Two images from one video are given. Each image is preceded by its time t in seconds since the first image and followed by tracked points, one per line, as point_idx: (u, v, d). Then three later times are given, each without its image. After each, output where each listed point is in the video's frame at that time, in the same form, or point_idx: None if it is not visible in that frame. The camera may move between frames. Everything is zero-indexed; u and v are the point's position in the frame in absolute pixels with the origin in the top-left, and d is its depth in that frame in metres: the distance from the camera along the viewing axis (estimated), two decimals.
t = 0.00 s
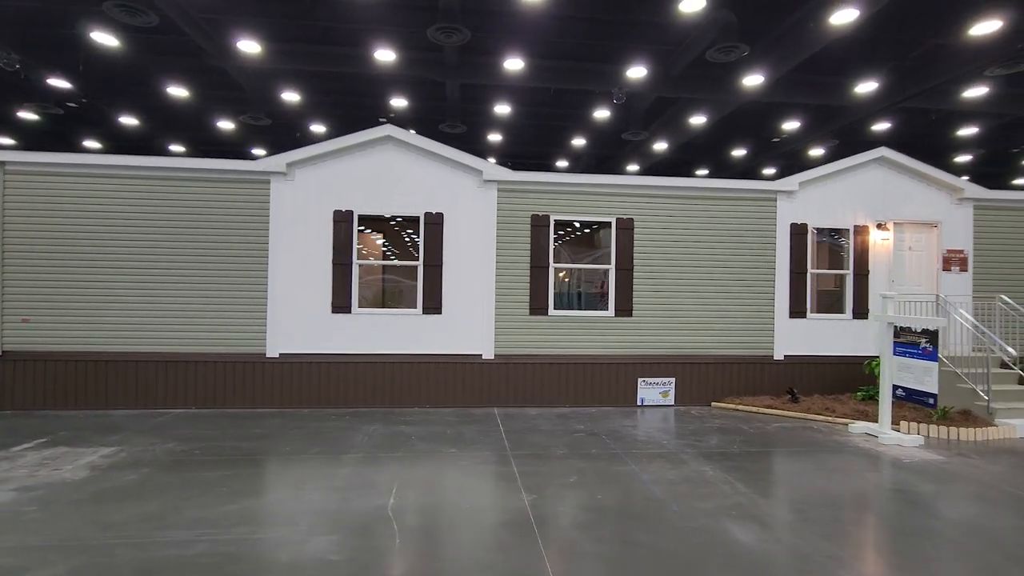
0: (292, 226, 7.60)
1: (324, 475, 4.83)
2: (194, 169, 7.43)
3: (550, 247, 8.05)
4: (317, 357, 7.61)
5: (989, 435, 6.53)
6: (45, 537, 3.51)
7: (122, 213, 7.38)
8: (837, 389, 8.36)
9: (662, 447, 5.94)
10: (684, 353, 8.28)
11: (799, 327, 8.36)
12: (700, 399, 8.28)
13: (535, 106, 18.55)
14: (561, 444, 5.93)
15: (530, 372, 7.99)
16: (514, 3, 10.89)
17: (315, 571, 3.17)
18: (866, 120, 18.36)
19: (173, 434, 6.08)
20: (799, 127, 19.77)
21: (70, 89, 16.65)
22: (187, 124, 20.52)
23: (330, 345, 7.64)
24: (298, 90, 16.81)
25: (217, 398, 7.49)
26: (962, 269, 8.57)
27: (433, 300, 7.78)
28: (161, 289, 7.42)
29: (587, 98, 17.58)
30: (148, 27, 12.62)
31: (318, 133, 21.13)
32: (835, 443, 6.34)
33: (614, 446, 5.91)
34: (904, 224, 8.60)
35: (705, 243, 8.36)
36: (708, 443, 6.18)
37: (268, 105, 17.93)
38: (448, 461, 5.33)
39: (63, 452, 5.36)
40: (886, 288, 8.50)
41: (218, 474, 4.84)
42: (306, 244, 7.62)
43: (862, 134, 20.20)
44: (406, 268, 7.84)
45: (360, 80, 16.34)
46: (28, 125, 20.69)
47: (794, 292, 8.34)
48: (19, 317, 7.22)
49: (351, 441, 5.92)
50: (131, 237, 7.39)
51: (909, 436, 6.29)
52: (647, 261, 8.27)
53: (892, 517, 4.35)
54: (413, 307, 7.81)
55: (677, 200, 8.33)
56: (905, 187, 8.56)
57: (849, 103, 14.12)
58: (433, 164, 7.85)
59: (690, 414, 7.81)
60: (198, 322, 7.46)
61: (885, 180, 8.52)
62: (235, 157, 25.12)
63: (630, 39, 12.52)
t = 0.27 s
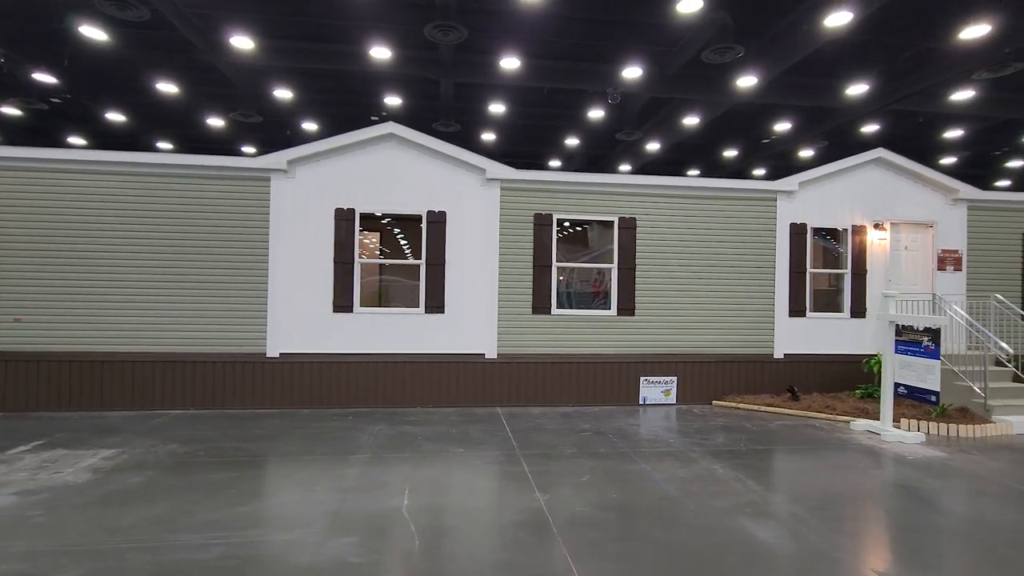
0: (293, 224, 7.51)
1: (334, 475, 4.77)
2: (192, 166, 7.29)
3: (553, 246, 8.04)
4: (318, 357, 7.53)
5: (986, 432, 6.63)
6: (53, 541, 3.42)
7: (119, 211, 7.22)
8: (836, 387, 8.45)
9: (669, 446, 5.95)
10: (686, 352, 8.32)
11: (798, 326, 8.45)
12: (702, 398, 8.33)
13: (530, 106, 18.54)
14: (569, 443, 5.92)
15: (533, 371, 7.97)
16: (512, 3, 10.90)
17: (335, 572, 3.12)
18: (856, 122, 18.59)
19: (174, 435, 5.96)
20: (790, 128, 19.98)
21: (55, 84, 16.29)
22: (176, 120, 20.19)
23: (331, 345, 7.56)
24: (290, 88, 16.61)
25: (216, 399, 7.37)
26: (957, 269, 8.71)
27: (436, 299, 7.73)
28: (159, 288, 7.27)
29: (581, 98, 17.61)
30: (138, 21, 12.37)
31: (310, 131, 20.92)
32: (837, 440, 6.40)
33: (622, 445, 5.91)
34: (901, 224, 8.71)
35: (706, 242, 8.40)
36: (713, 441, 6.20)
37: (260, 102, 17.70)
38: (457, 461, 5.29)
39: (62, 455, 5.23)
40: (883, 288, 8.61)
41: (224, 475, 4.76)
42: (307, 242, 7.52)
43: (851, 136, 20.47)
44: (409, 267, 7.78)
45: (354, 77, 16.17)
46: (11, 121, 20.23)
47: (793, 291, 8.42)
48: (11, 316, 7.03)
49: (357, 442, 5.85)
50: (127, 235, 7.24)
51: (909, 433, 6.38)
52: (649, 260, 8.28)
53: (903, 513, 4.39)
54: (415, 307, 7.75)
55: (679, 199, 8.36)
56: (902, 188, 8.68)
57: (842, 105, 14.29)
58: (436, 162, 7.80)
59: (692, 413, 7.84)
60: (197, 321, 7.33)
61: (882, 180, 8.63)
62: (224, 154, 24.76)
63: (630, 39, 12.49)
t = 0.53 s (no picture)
0: (294, 223, 7.41)
1: (344, 479, 4.71)
2: (191, 164, 7.16)
3: (556, 246, 8.02)
4: (319, 358, 7.43)
5: (984, 430, 6.74)
6: (62, 550, 3.32)
7: (115, 210, 7.06)
8: (834, 387, 8.54)
9: (676, 446, 5.97)
10: (687, 352, 8.35)
11: (797, 326, 8.53)
12: (702, 398, 8.37)
13: (524, 105, 18.49)
14: (577, 444, 5.92)
15: (536, 372, 7.95)
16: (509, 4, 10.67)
17: None
18: (846, 124, 18.82)
19: (175, 439, 5.85)
20: (781, 130, 20.17)
21: (39, 79, 15.89)
22: (163, 117, 19.81)
23: (333, 346, 7.47)
24: (282, 85, 16.37)
25: (215, 401, 7.25)
26: (951, 270, 8.85)
27: (439, 299, 7.67)
28: (156, 288, 7.13)
29: (575, 98, 17.60)
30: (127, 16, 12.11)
31: (301, 129, 20.66)
32: (840, 440, 6.47)
33: (630, 446, 5.92)
34: (897, 225, 8.83)
35: (707, 243, 8.44)
36: (719, 441, 6.23)
37: (251, 100, 17.44)
38: (467, 463, 5.26)
39: (61, 460, 5.10)
40: (880, 288, 8.72)
41: (232, 480, 4.67)
42: (309, 242, 7.43)
43: (840, 138, 20.72)
44: (411, 268, 7.72)
45: (347, 75, 15.99)
46: None
47: (793, 292, 8.50)
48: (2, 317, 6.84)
49: (363, 444, 5.79)
50: (124, 234, 7.08)
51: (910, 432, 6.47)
52: (651, 260, 8.30)
53: (914, 512, 4.45)
54: (417, 307, 7.69)
55: (680, 201, 8.39)
56: (898, 190, 8.80)
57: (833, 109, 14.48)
58: (439, 162, 7.74)
59: (694, 412, 7.88)
60: (195, 322, 7.20)
61: (879, 182, 8.74)
62: (212, 152, 24.37)
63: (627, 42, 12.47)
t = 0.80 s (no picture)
0: (295, 222, 7.31)
1: (356, 481, 4.67)
2: (190, 161, 7.04)
3: (559, 246, 8.02)
4: (321, 359, 7.35)
5: (980, 427, 6.87)
6: (77, 557, 3.26)
7: (111, 208, 6.91)
8: (831, 386, 8.66)
9: (683, 445, 6.01)
10: (688, 352, 8.40)
11: (796, 325, 8.63)
12: (703, 397, 8.43)
13: (517, 105, 18.45)
14: (585, 444, 5.92)
15: (538, 372, 7.95)
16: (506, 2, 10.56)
17: None
18: (836, 127, 19.07)
19: (177, 442, 5.74)
20: (771, 132, 20.38)
21: (22, 74, 15.50)
22: (150, 114, 19.45)
23: (334, 346, 7.39)
24: (273, 83, 16.15)
25: (215, 403, 7.13)
26: (944, 270, 9.01)
27: (441, 299, 7.63)
28: (154, 288, 7.00)
29: (569, 98, 17.60)
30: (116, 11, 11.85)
31: (292, 127, 20.42)
32: (841, 437, 6.56)
33: (637, 446, 5.94)
34: (892, 226, 8.98)
35: (707, 243, 8.50)
36: (724, 440, 6.28)
37: (241, 97, 17.18)
38: (478, 464, 5.24)
39: (62, 464, 4.98)
40: (875, 287, 8.85)
41: (241, 483, 4.60)
42: (310, 242, 7.34)
43: (829, 140, 21.00)
44: (414, 267, 7.67)
45: (340, 73, 15.82)
46: None
47: (791, 291, 8.60)
48: None
49: (371, 445, 5.73)
50: (120, 233, 6.93)
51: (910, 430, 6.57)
52: (652, 260, 8.34)
53: (924, 508, 4.52)
54: (420, 307, 7.64)
55: (681, 201, 8.43)
56: (892, 191, 8.94)
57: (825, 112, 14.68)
58: (441, 161, 7.70)
59: (695, 412, 7.93)
60: (194, 322, 7.08)
61: (874, 183, 8.88)
62: (199, 149, 23.97)
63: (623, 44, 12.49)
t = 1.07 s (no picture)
0: (298, 222, 7.24)
1: (371, 483, 4.64)
2: (192, 160, 6.93)
3: (562, 246, 8.04)
4: (324, 360, 7.28)
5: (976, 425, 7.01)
6: (97, 563, 3.19)
7: (110, 206, 6.78)
8: (829, 385, 8.78)
9: (689, 445, 6.05)
10: (689, 352, 8.46)
11: (794, 325, 8.73)
12: (704, 397, 8.49)
13: (511, 104, 18.39)
14: (593, 444, 5.94)
15: (542, 372, 7.95)
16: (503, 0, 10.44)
17: None
18: (826, 129, 19.31)
19: (182, 444, 5.65)
20: (762, 134, 20.58)
21: (6, 70, 15.12)
22: (137, 111, 19.08)
23: (337, 347, 7.33)
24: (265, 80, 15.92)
25: (216, 404, 7.03)
26: (937, 271, 9.18)
27: (445, 299, 7.60)
28: (154, 288, 6.88)
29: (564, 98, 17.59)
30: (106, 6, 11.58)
31: (283, 125, 20.17)
32: (843, 436, 6.66)
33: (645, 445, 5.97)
34: (887, 227, 9.12)
35: (708, 244, 8.56)
36: (730, 439, 6.34)
37: (232, 94, 16.91)
38: (489, 464, 5.23)
39: (66, 468, 4.88)
40: (871, 288, 8.99)
41: (253, 485, 4.55)
42: (313, 241, 7.27)
43: (818, 142, 21.26)
44: (417, 267, 7.63)
45: (334, 70, 15.64)
46: None
47: (790, 292, 8.71)
48: None
49: (379, 447, 5.69)
50: (120, 232, 6.80)
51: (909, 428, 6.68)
52: (654, 261, 8.39)
53: (932, 504, 4.61)
54: (424, 307, 7.60)
55: (682, 202, 8.49)
56: (888, 193, 9.08)
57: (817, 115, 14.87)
58: (445, 161, 7.67)
59: (697, 411, 8.00)
60: (195, 323, 6.97)
61: (870, 186, 9.01)
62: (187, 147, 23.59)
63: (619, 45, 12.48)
